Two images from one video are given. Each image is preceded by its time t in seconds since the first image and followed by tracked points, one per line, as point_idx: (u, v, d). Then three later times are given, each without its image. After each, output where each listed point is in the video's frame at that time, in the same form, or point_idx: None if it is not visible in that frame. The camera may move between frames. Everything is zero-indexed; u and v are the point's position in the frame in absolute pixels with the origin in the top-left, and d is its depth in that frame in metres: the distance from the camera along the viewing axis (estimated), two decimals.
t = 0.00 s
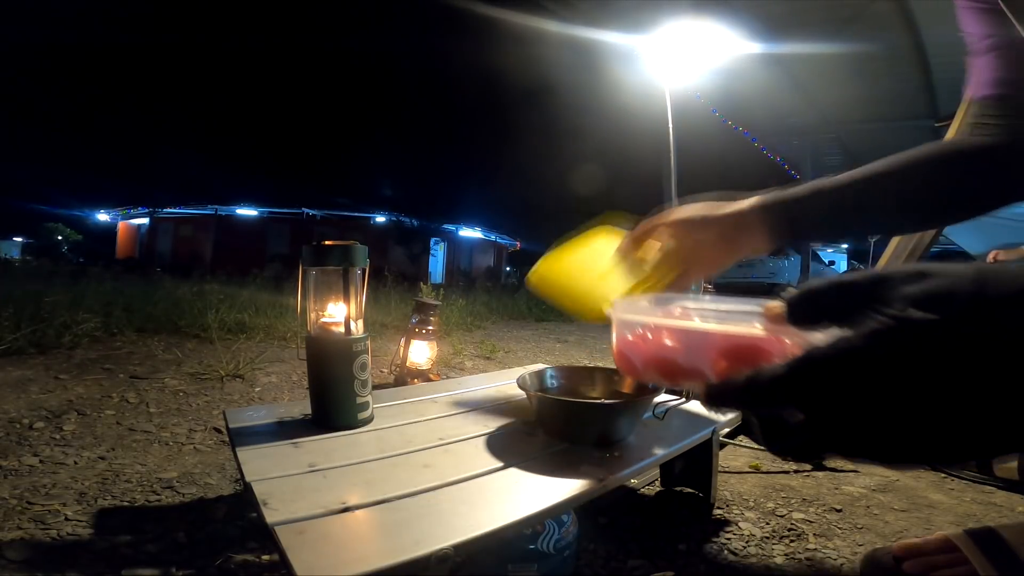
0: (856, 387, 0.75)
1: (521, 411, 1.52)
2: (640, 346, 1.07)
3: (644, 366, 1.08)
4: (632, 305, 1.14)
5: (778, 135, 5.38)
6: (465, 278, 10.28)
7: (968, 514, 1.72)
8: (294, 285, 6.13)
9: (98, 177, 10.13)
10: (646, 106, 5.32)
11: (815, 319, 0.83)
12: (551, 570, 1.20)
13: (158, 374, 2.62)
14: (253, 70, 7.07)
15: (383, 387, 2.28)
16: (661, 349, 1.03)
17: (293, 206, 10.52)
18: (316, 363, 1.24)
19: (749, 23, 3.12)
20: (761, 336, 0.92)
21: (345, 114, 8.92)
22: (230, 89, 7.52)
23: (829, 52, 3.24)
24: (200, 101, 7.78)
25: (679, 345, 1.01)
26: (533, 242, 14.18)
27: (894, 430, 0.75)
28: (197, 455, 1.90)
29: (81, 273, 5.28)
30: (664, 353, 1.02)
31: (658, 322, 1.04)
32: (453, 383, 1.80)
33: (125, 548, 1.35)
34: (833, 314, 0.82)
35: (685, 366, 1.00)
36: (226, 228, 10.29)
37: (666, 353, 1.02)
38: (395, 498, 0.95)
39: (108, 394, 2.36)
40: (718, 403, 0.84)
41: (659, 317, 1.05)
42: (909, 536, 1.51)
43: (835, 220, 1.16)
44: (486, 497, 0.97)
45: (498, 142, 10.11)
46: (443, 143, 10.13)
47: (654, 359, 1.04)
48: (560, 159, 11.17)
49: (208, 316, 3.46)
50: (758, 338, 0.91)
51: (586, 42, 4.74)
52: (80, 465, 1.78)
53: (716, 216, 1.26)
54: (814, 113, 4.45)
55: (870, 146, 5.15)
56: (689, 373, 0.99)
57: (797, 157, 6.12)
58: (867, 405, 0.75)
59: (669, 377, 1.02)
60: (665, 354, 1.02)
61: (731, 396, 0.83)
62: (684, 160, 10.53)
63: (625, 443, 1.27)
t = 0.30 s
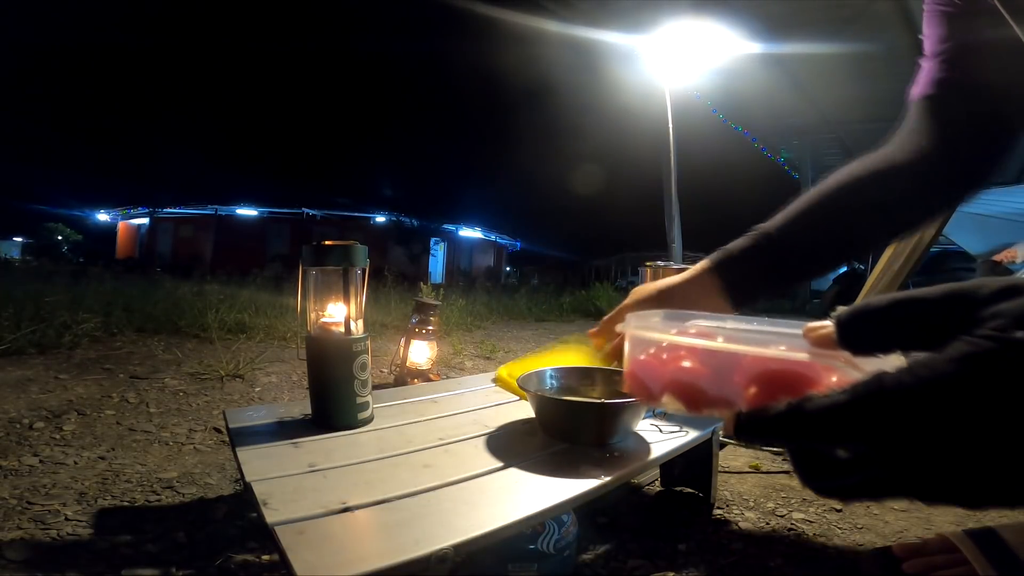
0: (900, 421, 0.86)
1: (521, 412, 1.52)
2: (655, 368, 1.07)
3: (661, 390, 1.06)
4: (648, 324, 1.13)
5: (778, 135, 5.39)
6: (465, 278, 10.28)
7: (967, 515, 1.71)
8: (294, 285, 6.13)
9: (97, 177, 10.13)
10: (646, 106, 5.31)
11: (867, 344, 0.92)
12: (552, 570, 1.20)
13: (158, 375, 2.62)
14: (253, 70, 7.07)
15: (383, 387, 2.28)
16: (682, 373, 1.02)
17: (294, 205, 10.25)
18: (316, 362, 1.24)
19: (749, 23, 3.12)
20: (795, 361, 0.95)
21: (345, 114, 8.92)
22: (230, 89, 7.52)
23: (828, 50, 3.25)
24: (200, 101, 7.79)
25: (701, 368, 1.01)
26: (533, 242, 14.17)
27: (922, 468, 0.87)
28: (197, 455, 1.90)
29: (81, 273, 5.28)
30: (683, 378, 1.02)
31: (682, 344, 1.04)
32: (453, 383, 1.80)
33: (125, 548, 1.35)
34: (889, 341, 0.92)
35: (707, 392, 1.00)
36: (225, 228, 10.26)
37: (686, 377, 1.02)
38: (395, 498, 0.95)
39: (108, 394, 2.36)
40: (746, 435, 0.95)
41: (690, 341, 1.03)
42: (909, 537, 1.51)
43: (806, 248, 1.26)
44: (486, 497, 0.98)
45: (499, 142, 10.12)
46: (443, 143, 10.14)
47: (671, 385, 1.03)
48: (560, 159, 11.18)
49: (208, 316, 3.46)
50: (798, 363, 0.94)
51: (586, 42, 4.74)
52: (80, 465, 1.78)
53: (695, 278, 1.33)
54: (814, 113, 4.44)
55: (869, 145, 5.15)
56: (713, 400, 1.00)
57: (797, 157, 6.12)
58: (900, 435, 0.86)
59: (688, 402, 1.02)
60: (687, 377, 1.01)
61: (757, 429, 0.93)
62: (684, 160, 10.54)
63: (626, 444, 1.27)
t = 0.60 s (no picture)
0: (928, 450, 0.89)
1: (521, 411, 1.52)
2: (660, 387, 1.00)
3: (670, 411, 0.98)
4: (646, 334, 1.08)
5: (778, 135, 5.39)
6: (465, 278, 10.28)
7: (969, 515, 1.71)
8: (294, 285, 6.13)
9: (97, 177, 10.12)
10: (646, 106, 5.30)
11: (930, 356, 0.84)
12: (552, 570, 1.20)
13: (158, 375, 2.62)
14: (254, 70, 7.08)
15: (383, 387, 2.28)
16: (693, 391, 0.96)
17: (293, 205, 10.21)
18: (316, 363, 1.24)
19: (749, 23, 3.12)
20: (834, 377, 0.89)
21: (346, 114, 8.93)
22: (229, 89, 7.52)
23: (829, 51, 3.24)
24: (201, 101, 7.80)
25: (716, 384, 0.95)
26: (533, 242, 14.18)
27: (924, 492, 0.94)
28: (197, 455, 1.90)
29: (81, 273, 5.28)
30: (698, 397, 0.95)
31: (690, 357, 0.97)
32: (453, 384, 1.80)
33: (124, 548, 1.35)
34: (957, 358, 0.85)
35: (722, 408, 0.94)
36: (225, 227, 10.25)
37: (694, 393, 0.96)
38: (395, 498, 0.95)
39: (108, 394, 2.36)
40: (780, 466, 0.90)
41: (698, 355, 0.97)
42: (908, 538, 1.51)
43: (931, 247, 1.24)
44: (486, 497, 0.97)
45: (499, 142, 10.13)
46: (443, 143, 10.14)
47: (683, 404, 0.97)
48: (560, 158, 11.18)
49: (208, 316, 3.46)
50: (834, 379, 0.88)
51: (586, 42, 4.74)
52: (80, 465, 1.78)
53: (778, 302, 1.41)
54: (814, 113, 4.44)
55: (869, 145, 5.15)
56: (730, 419, 0.94)
57: (797, 156, 6.13)
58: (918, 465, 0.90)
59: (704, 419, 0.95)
60: (700, 394, 0.95)
61: (792, 458, 0.89)
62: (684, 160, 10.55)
63: (625, 444, 1.27)
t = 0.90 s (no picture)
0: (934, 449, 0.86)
1: (521, 412, 1.52)
2: (657, 382, 0.99)
3: (664, 407, 0.98)
4: (635, 323, 1.07)
5: (778, 135, 5.39)
6: (465, 278, 10.28)
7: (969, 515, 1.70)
8: (294, 285, 6.13)
9: (97, 177, 10.11)
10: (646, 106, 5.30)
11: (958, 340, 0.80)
12: (552, 570, 1.20)
13: (158, 375, 2.62)
14: (253, 70, 7.08)
15: (383, 387, 2.28)
16: (690, 385, 0.95)
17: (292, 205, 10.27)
18: (316, 363, 1.24)
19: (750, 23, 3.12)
20: (850, 369, 0.88)
21: (346, 114, 8.93)
22: (229, 88, 7.52)
23: (831, 51, 3.24)
24: (201, 102, 7.81)
25: (713, 377, 0.94)
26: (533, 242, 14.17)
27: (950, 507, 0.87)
28: (197, 456, 1.90)
29: (81, 273, 5.28)
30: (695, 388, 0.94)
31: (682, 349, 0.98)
32: (453, 383, 1.80)
33: (124, 548, 1.35)
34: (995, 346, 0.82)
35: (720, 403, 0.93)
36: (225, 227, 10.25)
37: (692, 384, 0.95)
38: (395, 498, 0.95)
39: (108, 394, 2.36)
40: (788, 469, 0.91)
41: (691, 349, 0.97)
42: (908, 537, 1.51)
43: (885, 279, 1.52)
44: (486, 497, 0.97)
45: (500, 142, 10.12)
46: (443, 143, 10.14)
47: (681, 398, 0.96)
48: (560, 158, 11.19)
49: (207, 316, 3.46)
50: (851, 373, 0.88)
51: (587, 42, 4.73)
52: (80, 465, 1.78)
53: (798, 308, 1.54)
54: (814, 113, 4.43)
55: (869, 145, 5.15)
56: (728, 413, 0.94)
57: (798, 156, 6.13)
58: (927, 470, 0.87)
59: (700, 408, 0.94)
60: (697, 389, 0.94)
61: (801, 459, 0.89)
62: (684, 160, 10.55)
63: (627, 445, 1.27)
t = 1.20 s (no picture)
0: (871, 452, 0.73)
1: (520, 412, 1.52)
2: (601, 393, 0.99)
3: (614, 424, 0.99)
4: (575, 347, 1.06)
5: (778, 135, 5.39)
6: (465, 278, 10.28)
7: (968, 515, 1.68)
8: (294, 285, 6.13)
9: (97, 177, 10.10)
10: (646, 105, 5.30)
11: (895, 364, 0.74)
12: (552, 569, 1.20)
13: (158, 374, 2.62)
14: (253, 71, 7.08)
15: (383, 387, 2.28)
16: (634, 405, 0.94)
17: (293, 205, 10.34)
18: (316, 362, 1.24)
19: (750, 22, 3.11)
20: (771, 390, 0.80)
21: (346, 114, 8.93)
22: (228, 89, 7.52)
23: (832, 50, 3.23)
24: (201, 102, 7.80)
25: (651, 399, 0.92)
26: (533, 242, 14.16)
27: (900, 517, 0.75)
28: (197, 455, 1.90)
29: (80, 273, 5.27)
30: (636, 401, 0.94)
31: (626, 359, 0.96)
32: (453, 383, 1.80)
33: (124, 548, 1.35)
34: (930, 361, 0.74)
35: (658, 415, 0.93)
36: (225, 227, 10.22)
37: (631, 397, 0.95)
38: (395, 498, 0.95)
39: (108, 394, 2.36)
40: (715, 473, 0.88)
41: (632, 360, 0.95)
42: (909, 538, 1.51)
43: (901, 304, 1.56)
44: (486, 497, 0.97)
45: (500, 142, 10.13)
46: (442, 143, 10.14)
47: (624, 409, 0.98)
48: (560, 158, 11.19)
49: (207, 316, 3.46)
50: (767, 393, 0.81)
51: (586, 42, 4.73)
52: (80, 465, 1.78)
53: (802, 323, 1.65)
54: (814, 113, 4.43)
55: (869, 145, 5.15)
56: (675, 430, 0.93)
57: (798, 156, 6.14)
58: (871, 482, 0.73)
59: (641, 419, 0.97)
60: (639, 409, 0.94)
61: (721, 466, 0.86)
62: (684, 160, 10.55)
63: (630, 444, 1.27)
